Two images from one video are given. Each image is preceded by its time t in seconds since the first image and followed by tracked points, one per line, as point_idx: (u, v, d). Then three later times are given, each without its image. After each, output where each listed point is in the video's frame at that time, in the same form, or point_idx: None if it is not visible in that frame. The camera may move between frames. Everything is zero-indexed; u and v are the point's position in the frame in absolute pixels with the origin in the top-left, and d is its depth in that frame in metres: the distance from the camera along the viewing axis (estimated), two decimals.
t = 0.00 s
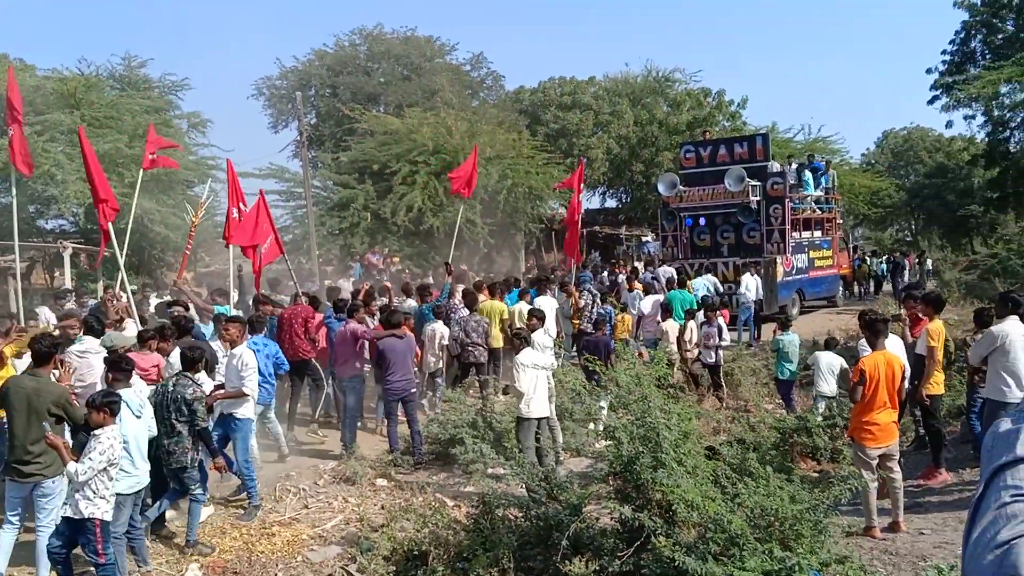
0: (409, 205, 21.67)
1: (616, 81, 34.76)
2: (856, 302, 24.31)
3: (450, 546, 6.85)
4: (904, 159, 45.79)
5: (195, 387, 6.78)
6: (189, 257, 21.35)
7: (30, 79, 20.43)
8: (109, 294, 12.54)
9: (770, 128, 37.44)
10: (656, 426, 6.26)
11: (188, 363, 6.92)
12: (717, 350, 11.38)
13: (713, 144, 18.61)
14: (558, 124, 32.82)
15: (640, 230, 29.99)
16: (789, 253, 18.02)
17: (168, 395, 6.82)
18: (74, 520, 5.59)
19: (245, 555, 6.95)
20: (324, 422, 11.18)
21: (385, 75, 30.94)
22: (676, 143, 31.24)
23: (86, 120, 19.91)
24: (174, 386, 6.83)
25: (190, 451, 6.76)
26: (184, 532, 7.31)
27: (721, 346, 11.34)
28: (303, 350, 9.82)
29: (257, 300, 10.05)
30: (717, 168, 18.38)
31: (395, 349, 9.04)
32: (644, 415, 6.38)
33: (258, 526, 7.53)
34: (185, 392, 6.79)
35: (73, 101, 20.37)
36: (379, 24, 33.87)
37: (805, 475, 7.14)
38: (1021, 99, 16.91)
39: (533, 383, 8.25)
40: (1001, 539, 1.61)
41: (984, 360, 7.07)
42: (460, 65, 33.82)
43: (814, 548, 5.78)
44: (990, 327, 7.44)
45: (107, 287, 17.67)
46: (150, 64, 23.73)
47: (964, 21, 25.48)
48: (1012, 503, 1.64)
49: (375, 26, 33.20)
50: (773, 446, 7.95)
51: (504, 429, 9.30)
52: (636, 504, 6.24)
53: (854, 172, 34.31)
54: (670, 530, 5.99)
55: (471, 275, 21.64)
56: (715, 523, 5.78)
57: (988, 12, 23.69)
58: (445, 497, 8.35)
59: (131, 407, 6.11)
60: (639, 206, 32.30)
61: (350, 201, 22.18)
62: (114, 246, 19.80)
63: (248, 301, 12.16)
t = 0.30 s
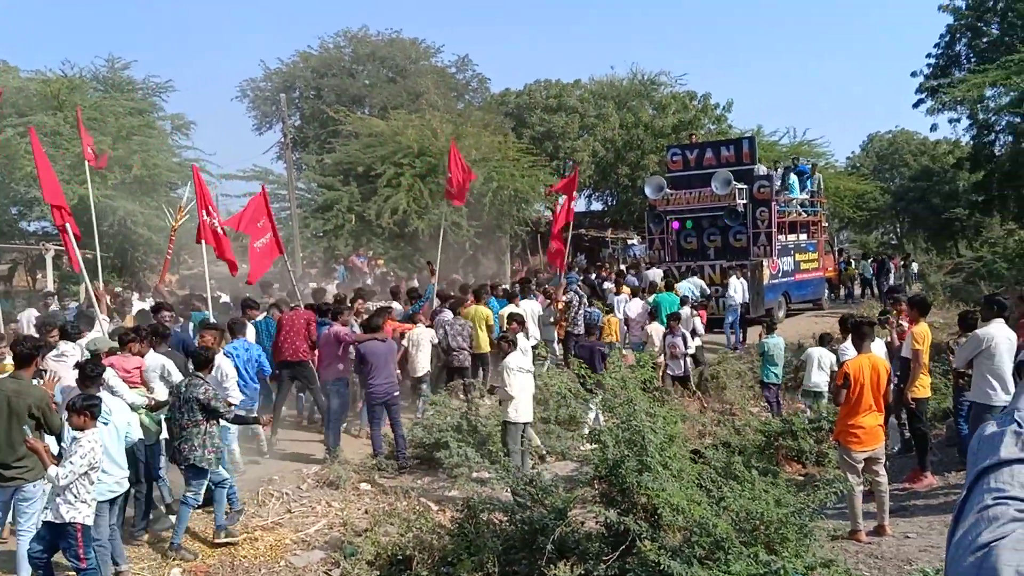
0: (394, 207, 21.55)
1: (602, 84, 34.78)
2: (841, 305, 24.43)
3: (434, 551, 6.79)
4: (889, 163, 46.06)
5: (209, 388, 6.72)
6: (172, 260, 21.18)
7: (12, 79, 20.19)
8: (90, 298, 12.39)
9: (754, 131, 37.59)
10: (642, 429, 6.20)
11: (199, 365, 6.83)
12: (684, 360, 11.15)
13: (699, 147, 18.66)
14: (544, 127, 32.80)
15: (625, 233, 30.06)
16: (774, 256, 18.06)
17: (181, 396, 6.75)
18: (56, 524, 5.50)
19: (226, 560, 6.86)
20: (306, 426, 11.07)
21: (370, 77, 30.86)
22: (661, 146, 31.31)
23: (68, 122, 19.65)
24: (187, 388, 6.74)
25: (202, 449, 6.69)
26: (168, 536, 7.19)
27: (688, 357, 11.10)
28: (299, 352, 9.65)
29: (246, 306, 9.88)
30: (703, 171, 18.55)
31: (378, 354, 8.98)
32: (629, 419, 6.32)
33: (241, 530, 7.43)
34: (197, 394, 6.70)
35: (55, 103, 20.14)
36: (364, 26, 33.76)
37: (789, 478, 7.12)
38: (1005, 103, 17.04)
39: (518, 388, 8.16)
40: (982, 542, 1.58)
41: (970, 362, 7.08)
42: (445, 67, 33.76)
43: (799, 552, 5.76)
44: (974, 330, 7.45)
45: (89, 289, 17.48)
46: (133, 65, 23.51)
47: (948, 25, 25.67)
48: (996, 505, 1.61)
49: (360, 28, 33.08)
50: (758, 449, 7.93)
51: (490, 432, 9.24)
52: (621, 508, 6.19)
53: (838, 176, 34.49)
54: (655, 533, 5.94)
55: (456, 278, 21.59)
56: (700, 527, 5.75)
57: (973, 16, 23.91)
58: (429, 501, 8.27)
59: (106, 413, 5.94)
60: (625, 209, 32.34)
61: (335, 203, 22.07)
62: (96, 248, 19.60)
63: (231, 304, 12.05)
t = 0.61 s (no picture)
0: (382, 211, 21.50)
1: (590, 89, 34.87)
2: (828, 311, 24.56)
3: (421, 555, 6.78)
4: (875, 169, 46.37)
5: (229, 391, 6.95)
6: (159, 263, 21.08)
7: None
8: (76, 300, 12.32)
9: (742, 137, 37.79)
10: (628, 434, 6.21)
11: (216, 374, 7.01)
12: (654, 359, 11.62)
13: (688, 153, 18.76)
14: (533, 131, 32.81)
15: (613, 237, 30.13)
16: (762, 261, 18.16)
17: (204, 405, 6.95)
18: (41, 529, 5.48)
19: (212, 564, 6.83)
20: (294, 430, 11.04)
21: (359, 81, 30.83)
22: (649, 151, 31.44)
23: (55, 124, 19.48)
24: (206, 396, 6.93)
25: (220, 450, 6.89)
26: (153, 541, 7.14)
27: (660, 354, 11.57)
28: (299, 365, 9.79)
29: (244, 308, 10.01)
30: (691, 177, 18.67)
31: (365, 359, 8.97)
32: (616, 423, 6.33)
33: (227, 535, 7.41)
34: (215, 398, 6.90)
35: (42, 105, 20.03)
36: (353, 30, 33.72)
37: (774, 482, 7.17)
38: (990, 109, 17.22)
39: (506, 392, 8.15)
40: (961, 547, 1.59)
41: (954, 368, 7.14)
42: (435, 72, 33.78)
43: (784, 556, 5.78)
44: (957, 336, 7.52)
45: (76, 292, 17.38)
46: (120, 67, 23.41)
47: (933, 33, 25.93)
48: (975, 510, 1.63)
49: (349, 32, 33.06)
50: (743, 454, 7.98)
51: (477, 437, 9.24)
52: (608, 512, 6.20)
53: (825, 181, 34.70)
54: (641, 538, 5.95)
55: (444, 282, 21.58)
56: (687, 531, 5.76)
57: (959, 24, 24.14)
58: (416, 505, 8.27)
59: (94, 418, 5.93)
60: (613, 214, 32.45)
61: (323, 207, 22.04)
62: (83, 251, 19.49)
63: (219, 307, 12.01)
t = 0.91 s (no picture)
0: (369, 217, 21.45)
1: (578, 96, 34.96)
2: (814, 317, 24.69)
3: (407, 562, 6.77)
4: (860, 175, 46.64)
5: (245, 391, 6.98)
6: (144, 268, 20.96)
7: None
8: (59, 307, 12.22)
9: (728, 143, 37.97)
10: (615, 440, 6.21)
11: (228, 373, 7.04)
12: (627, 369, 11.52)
13: (675, 159, 18.85)
14: (520, 137, 32.81)
15: (600, 243, 30.18)
16: (749, 267, 18.22)
17: (217, 403, 6.94)
18: (24, 536, 5.43)
19: (196, 571, 6.77)
20: (280, 435, 10.98)
21: (346, 86, 30.78)
22: (636, 158, 31.55)
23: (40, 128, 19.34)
24: (221, 395, 6.94)
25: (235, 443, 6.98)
26: (137, 549, 7.06)
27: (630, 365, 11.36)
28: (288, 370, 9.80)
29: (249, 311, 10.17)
30: (679, 184, 18.77)
31: (350, 364, 8.93)
32: (603, 429, 6.32)
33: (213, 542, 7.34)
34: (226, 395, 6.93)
35: (28, 110, 19.88)
36: (341, 35, 33.68)
37: (761, 487, 7.18)
38: (975, 117, 17.40)
39: (498, 398, 8.17)
40: (946, 553, 1.60)
41: (939, 374, 7.18)
42: (422, 77, 33.77)
43: (771, 562, 5.80)
44: (942, 343, 7.56)
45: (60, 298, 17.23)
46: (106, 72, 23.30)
47: (918, 41, 26.15)
48: (960, 515, 1.64)
49: (337, 37, 33.03)
50: (730, 459, 8.00)
51: (464, 443, 9.21)
52: (594, 519, 6.20)
53: (811, 188, 34.88)
54: (628, 544, 5.95)
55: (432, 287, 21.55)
56: (674, 537, 5.77)
57: (944, 32, 24.38)
58: (403, 511, 8.23)
59: (79, 424, 5.89)
60: (600, 220, 32.55)
61: (310, 212, 21.97)
62: (68, 256, 19.35)
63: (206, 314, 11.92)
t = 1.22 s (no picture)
0: (362, 222, 21.43)
1: (570, 102, 35.06)
2: (805, 323, 24.81)
3: (400, 566, 6.76)
4: (851, 183, 46.83)
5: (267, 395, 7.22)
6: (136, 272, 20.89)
7: None
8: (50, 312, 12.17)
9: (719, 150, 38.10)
10: (608, 445, 6.22)
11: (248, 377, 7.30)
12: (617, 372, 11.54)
13: (668, 166, 18.94)
14: (512, 143, 32.85)
15: (591, 249, 30.24)
16: (741, 273, 18.26)
17: (241, 406, 7.11)
18: (14, 540, 5.39)
19: None
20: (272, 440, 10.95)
21: (338, 91, 30.78)
22: (628, 164, 31.64)
23: (32, 132, 19.26)
24: (246, 398, 7.14)
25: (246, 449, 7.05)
26: (128, 554, 7.03)
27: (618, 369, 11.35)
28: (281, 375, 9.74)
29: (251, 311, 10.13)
30: (672, 190, 18.87)
31: (344, 371, 8.93)
32: (596, 434, 6.33)
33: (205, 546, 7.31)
34: (244, 399, 7.14)
35: (19, 113, 19.81)
36: (333, 41, 33.70)
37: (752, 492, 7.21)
38: (964, 125, 17.55)
39: (493, 404, 8.27)
40: (938, 559, 1.61)
41: (931, 380, 7.21)
42: (414, 83, 33.80)
43: (763, 567, 5.82)
44: (933, 349, 7.60)
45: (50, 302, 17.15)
46: (98, 76, 23.26)
47: (908, 49, 26.32)
48: (951, 522, 1.66)
49: (329, 43, 33.05)
50: (723, 464, 8.03)
51: (457, 448, 9.21)
52: (587, 524, 6.21)
53: (802, 195, 35.01)
54: (621, 549, 5.96)
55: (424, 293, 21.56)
56: (666, 542, 5.77)
57: (934, 40, 24.55)
58: (395, 516, 8.22)
59: (70, 429, 5.85)
60: (592, 226, 32.62)
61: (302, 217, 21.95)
62: (59, 260, 19.26)
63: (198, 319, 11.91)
